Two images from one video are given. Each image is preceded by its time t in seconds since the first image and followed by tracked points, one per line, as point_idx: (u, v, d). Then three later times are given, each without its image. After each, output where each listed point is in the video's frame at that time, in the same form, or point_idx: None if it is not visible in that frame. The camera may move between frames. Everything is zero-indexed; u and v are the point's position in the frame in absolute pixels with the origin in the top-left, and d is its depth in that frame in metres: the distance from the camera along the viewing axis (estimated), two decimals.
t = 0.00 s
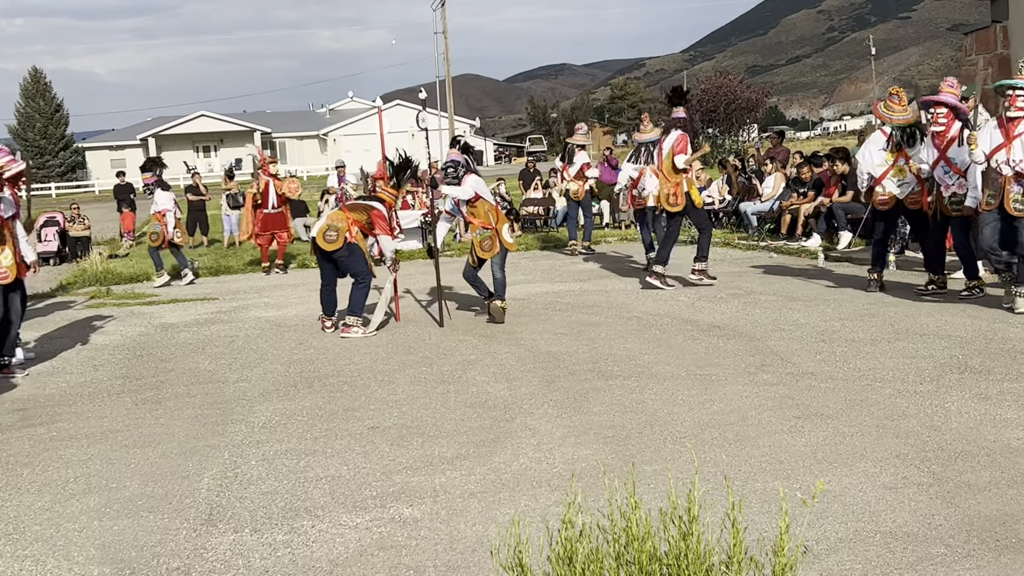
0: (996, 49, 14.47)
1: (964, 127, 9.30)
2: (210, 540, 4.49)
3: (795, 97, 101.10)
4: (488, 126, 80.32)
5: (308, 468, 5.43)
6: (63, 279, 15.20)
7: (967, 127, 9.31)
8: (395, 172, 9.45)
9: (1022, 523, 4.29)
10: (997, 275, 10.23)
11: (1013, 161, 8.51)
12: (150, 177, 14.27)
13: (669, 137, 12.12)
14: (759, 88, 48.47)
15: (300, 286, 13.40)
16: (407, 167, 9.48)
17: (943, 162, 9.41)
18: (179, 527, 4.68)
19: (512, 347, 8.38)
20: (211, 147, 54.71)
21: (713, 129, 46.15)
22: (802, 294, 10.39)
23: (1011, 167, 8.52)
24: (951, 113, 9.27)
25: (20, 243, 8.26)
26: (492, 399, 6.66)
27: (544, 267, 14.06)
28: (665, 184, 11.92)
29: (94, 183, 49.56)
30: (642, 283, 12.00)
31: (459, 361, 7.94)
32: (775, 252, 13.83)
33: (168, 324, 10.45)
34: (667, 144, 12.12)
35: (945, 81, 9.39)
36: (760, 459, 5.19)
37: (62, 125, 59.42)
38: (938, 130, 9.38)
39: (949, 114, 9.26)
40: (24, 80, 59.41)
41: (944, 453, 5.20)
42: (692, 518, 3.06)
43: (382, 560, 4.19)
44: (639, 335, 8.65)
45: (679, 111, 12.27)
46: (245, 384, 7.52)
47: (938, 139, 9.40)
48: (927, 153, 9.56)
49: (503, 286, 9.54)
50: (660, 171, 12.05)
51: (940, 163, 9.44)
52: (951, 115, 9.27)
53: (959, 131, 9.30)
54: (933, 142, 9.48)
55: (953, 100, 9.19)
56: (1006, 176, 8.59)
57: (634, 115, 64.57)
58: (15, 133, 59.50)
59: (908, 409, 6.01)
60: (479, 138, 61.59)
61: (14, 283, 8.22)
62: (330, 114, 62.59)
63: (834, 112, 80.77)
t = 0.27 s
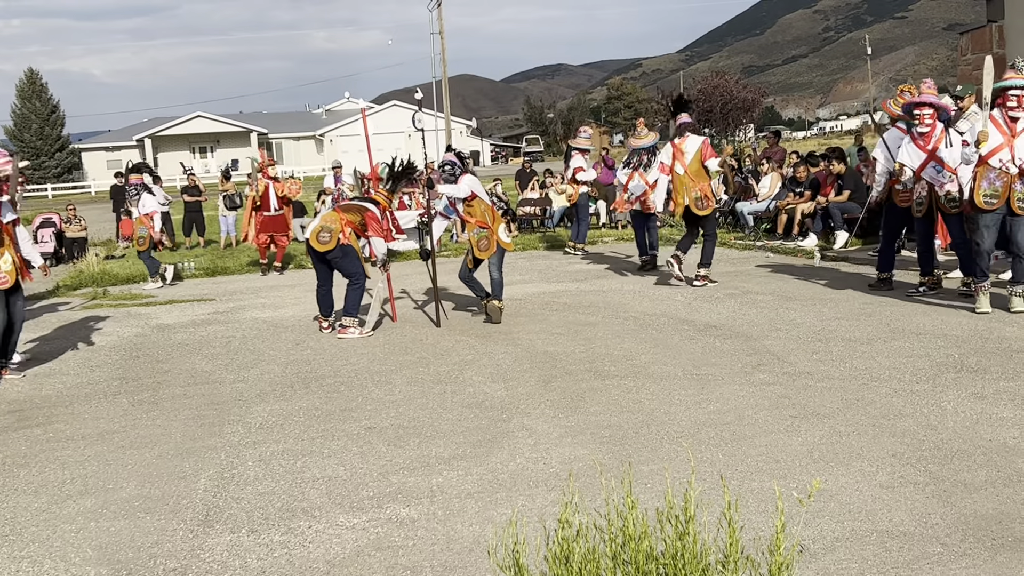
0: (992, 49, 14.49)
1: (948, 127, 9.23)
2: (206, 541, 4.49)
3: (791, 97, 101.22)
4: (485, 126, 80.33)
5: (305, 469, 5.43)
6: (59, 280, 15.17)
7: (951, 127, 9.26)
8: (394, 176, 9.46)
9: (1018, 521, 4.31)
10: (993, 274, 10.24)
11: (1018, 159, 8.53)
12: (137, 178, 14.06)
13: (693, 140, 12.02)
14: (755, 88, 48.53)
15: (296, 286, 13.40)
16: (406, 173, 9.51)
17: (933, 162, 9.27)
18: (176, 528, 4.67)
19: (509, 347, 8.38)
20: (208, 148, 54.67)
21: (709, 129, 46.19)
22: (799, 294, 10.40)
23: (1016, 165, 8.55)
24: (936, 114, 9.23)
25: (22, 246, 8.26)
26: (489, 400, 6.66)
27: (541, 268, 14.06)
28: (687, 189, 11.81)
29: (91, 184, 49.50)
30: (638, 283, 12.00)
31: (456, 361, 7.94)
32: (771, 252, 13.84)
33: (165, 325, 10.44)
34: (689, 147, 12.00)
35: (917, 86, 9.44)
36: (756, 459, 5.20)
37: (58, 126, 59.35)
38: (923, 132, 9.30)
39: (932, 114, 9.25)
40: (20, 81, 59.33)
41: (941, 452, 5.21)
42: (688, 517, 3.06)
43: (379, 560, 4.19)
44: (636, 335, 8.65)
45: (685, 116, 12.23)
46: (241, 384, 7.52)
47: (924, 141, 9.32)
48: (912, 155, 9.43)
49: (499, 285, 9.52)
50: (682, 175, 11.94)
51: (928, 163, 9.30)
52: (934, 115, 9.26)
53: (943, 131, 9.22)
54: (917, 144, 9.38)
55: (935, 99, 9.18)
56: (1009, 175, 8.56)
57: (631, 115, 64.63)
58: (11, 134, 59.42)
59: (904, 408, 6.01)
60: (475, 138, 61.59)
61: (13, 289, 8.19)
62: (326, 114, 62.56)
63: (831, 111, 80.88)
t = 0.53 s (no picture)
0: (985, 48, 14.51)
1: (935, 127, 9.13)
2: (201, 542, 4.49)
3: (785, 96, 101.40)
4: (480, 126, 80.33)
5: (299, 469, 5.42)
6: (54, 280, 15.14)
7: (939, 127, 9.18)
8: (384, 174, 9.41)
9: (1011, 520, 4.32)
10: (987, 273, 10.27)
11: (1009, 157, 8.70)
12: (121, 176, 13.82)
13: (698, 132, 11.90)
14: (750, 88, 48.62)
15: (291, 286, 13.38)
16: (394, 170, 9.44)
17: (921, 162, 9.16)
18: (170, 528, 4.67)
19: (504, 347, 8.39)
20: (202, 148, 54.59)
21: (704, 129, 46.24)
22: (793, 293, 10.41)
23: (1005, 164, 8.71)
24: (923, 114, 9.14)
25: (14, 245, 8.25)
26: (483, 400, 6.66)
27: (536, 267, 14.06)
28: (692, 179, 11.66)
29: (85, 184, 49.39)
30: (633, 283, 12.01)
31: (450, 361, 7.93)
32: (766, 251, 13.86)
33: (159, 325, 10.42)
34: (695, 138, 11.87)
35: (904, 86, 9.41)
36: (751, 458, 5.21)
37: (52, 126, 59.21)
38: (911, 132, 9.20)
39: (920, 113, 9.20)
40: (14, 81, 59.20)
41: (934, 451, 5.23)
42: (682, 517, 3.07)
43: (373, 560, 4.19)
44: (631, 334, 8.66)
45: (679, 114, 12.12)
46: (235, 384, 7.51)
47: (912, 141, 9.21)
48: (899, 156, 9.32)
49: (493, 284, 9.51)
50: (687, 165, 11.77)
51: (917, 163, 9.20)
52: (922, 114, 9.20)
53: (931, 131, 9.13)
54: (905, 144, 9.27)
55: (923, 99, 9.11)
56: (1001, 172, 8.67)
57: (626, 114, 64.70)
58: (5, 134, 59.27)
59: (898, 407, 6.03)
60: (470, 138, 61.60)
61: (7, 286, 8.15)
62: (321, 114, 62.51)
63: (825, 111, 81.02)
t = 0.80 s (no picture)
0: (978, 47, 14.57)
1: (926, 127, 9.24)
2: (193, 541, 4.48)
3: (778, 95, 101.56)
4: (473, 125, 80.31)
5: (292, 468, 5.42)
6: (45, 280, 15.09)
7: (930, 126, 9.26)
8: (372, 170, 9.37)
9: (1003, 518, 4.34)
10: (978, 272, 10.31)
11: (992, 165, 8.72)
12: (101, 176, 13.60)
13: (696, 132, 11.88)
14: (743, 87, 48.70)
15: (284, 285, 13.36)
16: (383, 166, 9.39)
17: (911, 160, 9.22)
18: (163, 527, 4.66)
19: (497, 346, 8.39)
20: (195, 146, 54.46)
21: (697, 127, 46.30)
22: (785, 292, 10.43)
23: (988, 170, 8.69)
24: (912, 113, 9.23)
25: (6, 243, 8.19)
26: (476, 399, 6.66)
27: (529, 266, 14.06)
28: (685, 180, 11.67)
29: (77, 183, 49.23)
30: (626, 281, 12.02)
31: (443, 360, 7.93)
32: (759, 250, 13.88)
33: (151, 324, 10.39)
34: (692, 139, 11.86)
35: (898, 84, 9.45)
36: (743, 456, 5.23)
37: (44, 124, 59.02)
38: (901, 131, 9.30)
39: (909, 112, 9.22)
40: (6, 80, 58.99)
41: (926, 449, 5.25)
42: (674, 515, 3.08)
43: (367, 559, 4.19)
44: (624, 333, 8.67)
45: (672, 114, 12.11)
46: (228, 384, 7.49)
47: (902, 140, 9.31)
48: (891, 154, 9.42)
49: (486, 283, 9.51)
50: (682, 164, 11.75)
51: (907, 161, 9.27)
52: (911, 114, 9.23)
53: (922, 130, 9.23)
54: (897, 142, 9.37)
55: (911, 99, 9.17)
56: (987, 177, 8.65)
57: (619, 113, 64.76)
58: None
59: (890, 405, 6.05)
60: (464, 137, 61.58)
61: (1, 282, 8.05)
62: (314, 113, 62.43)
63: (818, 110, 81.19)
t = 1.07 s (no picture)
0: (969, 45, 14.68)
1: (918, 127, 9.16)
2: (185, 539, 4.47)
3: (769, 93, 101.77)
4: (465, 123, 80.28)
5: (284, 466, 5.41)
6: (35, 278, 15.02)
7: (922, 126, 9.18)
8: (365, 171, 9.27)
9: (993, 514, 4.36)
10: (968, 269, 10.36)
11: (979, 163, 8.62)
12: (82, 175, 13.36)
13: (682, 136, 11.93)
14: (734, 86, 48.78)
15: (276, 283, 13.34)
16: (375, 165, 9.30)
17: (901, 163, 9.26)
18: (154, 526, 4.65)
19: (489, 344, 8.39)
20: (186, 144, 54.30)
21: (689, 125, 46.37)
22: (777, 289, 10.46)
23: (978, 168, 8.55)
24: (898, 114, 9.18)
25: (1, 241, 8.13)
26: (468, 396, 6.66)
27: (521, 264, 14.06)
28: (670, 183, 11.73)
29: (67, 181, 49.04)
30: (618, 279, 12.04)
31: (435, 358, 7.93)
32: (750, 247, 13.92)
33: (143, 322, 10.36)
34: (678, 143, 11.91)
35: (897, 82, 9.37)
36: (735, 453, 5.24)
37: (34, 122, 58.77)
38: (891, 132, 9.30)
39: (896, 115, 9.20)
40: None
41: (917, 446, 5.27)
42: (665, 512, 3.08)
43: (359, 557, 4.19)
44: (615, 331, 8.68)
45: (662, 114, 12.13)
46: (220, 382, 7.48)
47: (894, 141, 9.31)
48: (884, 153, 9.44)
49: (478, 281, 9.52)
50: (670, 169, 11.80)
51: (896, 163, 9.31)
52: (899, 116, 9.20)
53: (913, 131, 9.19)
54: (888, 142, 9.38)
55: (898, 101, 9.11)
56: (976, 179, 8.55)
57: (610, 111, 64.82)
58: None
59: (881, 403, 6.07)
60: (455, 135, 61.54)
61: None
62: (306, 111, 62.32)
63: (809, 108, 81.41)
